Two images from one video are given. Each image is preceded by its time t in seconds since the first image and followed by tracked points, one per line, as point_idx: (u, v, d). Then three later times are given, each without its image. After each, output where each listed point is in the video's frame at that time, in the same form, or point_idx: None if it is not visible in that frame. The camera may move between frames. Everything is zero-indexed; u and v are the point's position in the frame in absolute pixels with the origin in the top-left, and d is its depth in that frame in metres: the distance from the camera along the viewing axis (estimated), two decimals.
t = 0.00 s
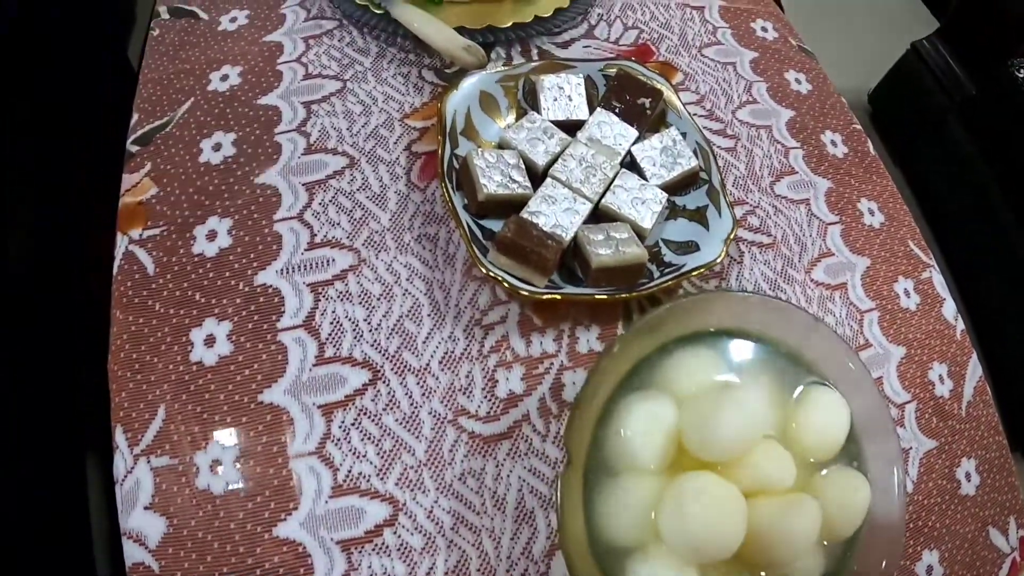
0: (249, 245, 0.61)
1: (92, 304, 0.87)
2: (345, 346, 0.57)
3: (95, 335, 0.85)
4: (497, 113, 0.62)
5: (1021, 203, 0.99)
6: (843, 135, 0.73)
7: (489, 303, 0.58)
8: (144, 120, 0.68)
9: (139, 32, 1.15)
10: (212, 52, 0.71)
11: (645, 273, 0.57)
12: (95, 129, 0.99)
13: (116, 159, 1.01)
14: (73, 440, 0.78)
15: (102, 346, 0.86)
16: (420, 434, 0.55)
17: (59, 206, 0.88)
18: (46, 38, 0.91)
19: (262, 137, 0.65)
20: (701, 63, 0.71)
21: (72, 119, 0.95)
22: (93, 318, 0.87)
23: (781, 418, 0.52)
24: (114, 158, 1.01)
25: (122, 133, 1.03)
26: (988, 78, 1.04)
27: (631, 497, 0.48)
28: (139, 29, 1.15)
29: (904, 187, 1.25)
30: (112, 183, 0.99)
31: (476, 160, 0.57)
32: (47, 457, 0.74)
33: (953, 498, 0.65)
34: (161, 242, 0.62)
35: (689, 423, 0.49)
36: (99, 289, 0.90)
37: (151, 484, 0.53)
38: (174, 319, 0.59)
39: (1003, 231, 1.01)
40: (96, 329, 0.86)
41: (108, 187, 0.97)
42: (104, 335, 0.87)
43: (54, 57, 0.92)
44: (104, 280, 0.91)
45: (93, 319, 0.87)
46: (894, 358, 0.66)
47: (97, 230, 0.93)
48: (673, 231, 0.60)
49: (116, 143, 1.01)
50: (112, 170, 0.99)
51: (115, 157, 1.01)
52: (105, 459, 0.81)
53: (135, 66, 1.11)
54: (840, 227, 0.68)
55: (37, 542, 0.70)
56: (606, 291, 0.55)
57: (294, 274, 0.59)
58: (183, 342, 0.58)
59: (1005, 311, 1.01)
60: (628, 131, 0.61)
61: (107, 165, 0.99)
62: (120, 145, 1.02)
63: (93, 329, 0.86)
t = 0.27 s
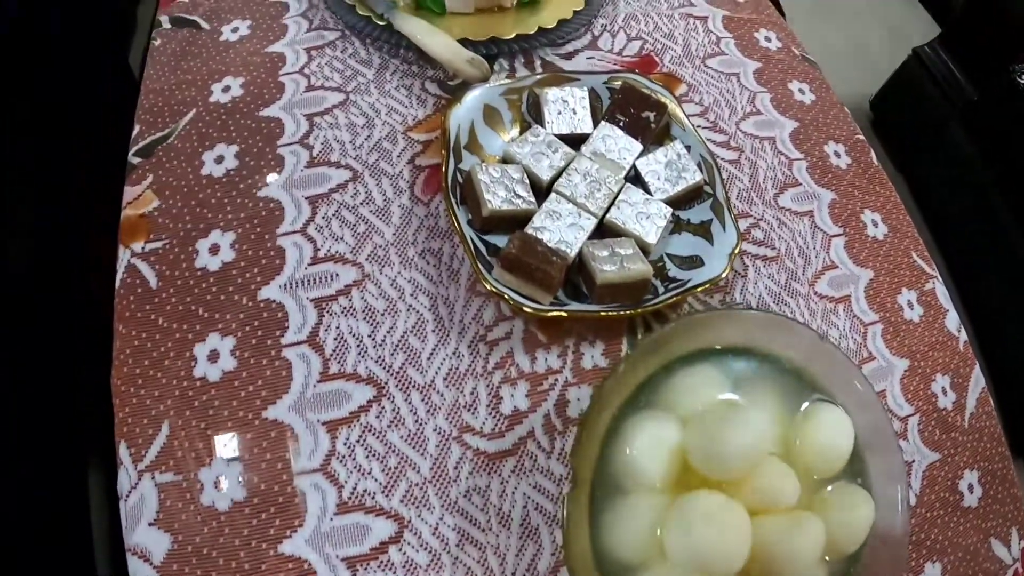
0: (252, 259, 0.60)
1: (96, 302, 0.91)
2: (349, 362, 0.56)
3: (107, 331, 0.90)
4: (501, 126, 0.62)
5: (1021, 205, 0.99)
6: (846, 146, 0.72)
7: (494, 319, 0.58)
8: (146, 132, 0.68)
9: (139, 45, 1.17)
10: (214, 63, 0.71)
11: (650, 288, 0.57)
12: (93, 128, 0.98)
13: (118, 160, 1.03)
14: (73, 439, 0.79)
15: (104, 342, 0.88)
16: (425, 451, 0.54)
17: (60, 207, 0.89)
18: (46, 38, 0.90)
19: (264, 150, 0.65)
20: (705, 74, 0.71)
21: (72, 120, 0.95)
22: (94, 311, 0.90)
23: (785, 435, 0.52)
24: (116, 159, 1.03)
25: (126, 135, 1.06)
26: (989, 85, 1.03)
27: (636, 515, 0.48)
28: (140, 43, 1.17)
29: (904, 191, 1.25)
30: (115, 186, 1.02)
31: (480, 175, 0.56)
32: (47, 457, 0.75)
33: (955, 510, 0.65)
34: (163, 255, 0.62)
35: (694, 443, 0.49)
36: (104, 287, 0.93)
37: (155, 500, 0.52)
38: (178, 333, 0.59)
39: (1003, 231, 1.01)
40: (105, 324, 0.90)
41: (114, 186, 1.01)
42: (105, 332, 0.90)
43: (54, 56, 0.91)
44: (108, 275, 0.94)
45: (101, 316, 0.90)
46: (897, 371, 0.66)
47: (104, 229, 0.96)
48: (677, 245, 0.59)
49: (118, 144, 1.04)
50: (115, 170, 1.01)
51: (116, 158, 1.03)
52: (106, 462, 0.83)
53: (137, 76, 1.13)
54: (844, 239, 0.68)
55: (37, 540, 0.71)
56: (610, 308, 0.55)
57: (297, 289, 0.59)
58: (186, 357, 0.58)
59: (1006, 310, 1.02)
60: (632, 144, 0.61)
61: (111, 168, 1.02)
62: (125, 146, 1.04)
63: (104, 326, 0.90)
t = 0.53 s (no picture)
0: (255, 273, 0.60)
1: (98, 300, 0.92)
2: (354, 378, 0.56)
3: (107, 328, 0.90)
4: (505, 139, 0.62)
5: (1020, 207, 0.98)
6: (851, 156, 0.72)
7: (499, 334, 0.58)
8: (148, 143, 0.67)
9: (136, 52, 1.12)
10: (216, 73, 0.70)
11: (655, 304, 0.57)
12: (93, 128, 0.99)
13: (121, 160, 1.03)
14: (73, 439, 0.80)
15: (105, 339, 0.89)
16: (430, 467, 0.54)
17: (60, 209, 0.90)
18: (47, 39, 0.91)
19: (267, 162, 0.65)
20: (709, 84, 0.71)
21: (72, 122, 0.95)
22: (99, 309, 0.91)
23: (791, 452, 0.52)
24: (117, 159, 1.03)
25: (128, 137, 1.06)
26: (988, 91, 1.02)
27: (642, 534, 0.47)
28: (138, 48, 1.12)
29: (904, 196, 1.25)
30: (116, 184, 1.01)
31: (485, 191, 0.56)
32: (47, 457, 0.76)
33: (959, 522, 0.64)
34: (165, 269, 0.62)
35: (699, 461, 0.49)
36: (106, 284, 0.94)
37: (160, 515, 0.52)
38: (180, 348, 0.59)
39: (1004, 231, 1.01)
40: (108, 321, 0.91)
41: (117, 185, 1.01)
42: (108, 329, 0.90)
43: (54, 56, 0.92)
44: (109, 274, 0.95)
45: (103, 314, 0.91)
46: (901, 383, 0.65)
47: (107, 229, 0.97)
48: (682, 259, 0.59)
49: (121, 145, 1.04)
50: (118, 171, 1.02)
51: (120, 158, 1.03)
52: (105, 466, 0.84)
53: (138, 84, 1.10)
54: (848, 251, 0.67)
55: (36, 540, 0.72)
56: (615, 324, 0.55)
57: (301, 304, 0.58)
58: (189, 372, 0.57)
59: (1006, 311, 1.01)
60: (638, 158, 0.61)
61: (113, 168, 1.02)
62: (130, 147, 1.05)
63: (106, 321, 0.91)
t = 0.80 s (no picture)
0: (259, 289, 0.60)
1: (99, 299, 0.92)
2: (358, 396, 0.56)
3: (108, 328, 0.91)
4: (509, 154, 0.61)
5: (1019, 208, 0.99)
6: (854, 168, 0.72)
7: (503, 351, 0.58)
8: (150, 155, 0.67)
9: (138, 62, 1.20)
10: (217, 85, 0.70)
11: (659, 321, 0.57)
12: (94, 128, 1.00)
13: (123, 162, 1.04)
14: (74, 439, 0.81)
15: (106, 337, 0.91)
16: (435, 484, 0.54)
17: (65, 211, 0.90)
18: (45, 41, 0.91)
19: (269, 177, 0.64)
20: (712, 96, 0.71)
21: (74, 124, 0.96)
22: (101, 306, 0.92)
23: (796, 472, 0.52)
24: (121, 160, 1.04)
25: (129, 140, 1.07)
26: (988, 93, 1.04)
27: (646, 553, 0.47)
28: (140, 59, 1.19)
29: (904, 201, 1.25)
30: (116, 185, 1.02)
31: (489, 208, 0.56)
32: (47, 458, 0.75)
33: (961, 535, 0.64)
34: (168, 284, 0.61)
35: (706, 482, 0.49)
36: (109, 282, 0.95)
37: (164, 532, 0.52)
38: (183, 365, 0.58)
39: (1004, 233, 1.01)
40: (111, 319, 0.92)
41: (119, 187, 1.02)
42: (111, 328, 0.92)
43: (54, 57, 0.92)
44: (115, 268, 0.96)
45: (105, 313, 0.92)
46: (904, 397, 0.66)
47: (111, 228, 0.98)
48: (686, 275, 0.59)
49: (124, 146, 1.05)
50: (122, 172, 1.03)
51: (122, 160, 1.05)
52: (106, 462, 0.85)
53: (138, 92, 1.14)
54: (852, 264, 0.67)
55: (37, 541, 0.72)
56: (620, 343, 0.55)
57: (305, 321, 0.58)
58: (194, 389, 0.57)
59: (1006, 313, 1.01)
60: (642, 173, 0.61)
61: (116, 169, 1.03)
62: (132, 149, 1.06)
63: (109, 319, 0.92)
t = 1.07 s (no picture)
0: (262, 304, 0.60)
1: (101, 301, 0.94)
2: (363, 413, 0.56)
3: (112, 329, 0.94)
4: (513, 167, 0.61)
5: (1018, 209, 0.99)
6: (858, 178, 0.72)
7: (508, 366, 0.58)
8: (151, 167, 0.67)
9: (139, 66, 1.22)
10: (219, 95, 0.70)
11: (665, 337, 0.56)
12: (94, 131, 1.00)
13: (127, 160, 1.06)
14: (73, 439, 0.84)
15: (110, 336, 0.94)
16: (440, 502, 0.54)
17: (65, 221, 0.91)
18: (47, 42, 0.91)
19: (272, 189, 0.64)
20: (717, 107, 0.70)
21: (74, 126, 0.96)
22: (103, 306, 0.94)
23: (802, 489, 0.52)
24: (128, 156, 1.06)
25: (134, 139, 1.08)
26: (988, 95, 1.03)
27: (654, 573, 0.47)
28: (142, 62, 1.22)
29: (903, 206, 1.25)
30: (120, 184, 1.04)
31: (494, 223, 0.56)
32: (47, 458, 0.78)
33: (964, 547, 0.64)
34: (170, 298, 0.61)
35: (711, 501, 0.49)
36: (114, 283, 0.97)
37: (169, 548, 0.51)
38: (186, 380, 0.58)
39: (1004, 235, 1.01)
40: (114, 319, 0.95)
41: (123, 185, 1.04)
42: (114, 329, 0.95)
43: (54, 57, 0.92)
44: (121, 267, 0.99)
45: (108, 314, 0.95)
46: (908, 410, 0.65)
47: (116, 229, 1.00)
48: (692, 289, 0.59)
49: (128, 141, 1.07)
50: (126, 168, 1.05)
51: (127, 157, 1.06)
52: (105, 461, 0.89)
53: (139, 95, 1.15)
54: (856, 276, 0.67)
55: (37, 542, 0.75)
56: (626, 359, 0.55)
57: (308, 336, 0.58)
58: (197, 405, 0.57)
59: (1006, 317, 1.01)
60: (647, 187, 0.60)
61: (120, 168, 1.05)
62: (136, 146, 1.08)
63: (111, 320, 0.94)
